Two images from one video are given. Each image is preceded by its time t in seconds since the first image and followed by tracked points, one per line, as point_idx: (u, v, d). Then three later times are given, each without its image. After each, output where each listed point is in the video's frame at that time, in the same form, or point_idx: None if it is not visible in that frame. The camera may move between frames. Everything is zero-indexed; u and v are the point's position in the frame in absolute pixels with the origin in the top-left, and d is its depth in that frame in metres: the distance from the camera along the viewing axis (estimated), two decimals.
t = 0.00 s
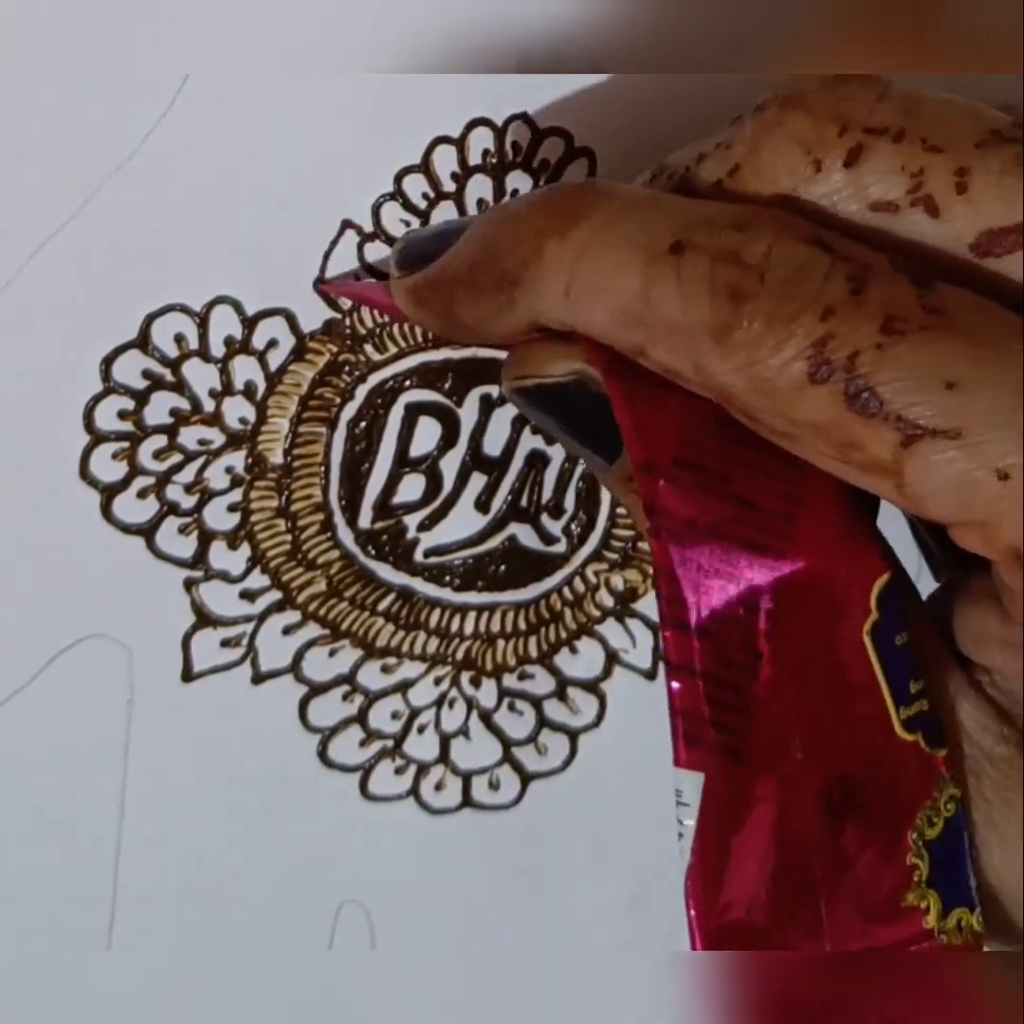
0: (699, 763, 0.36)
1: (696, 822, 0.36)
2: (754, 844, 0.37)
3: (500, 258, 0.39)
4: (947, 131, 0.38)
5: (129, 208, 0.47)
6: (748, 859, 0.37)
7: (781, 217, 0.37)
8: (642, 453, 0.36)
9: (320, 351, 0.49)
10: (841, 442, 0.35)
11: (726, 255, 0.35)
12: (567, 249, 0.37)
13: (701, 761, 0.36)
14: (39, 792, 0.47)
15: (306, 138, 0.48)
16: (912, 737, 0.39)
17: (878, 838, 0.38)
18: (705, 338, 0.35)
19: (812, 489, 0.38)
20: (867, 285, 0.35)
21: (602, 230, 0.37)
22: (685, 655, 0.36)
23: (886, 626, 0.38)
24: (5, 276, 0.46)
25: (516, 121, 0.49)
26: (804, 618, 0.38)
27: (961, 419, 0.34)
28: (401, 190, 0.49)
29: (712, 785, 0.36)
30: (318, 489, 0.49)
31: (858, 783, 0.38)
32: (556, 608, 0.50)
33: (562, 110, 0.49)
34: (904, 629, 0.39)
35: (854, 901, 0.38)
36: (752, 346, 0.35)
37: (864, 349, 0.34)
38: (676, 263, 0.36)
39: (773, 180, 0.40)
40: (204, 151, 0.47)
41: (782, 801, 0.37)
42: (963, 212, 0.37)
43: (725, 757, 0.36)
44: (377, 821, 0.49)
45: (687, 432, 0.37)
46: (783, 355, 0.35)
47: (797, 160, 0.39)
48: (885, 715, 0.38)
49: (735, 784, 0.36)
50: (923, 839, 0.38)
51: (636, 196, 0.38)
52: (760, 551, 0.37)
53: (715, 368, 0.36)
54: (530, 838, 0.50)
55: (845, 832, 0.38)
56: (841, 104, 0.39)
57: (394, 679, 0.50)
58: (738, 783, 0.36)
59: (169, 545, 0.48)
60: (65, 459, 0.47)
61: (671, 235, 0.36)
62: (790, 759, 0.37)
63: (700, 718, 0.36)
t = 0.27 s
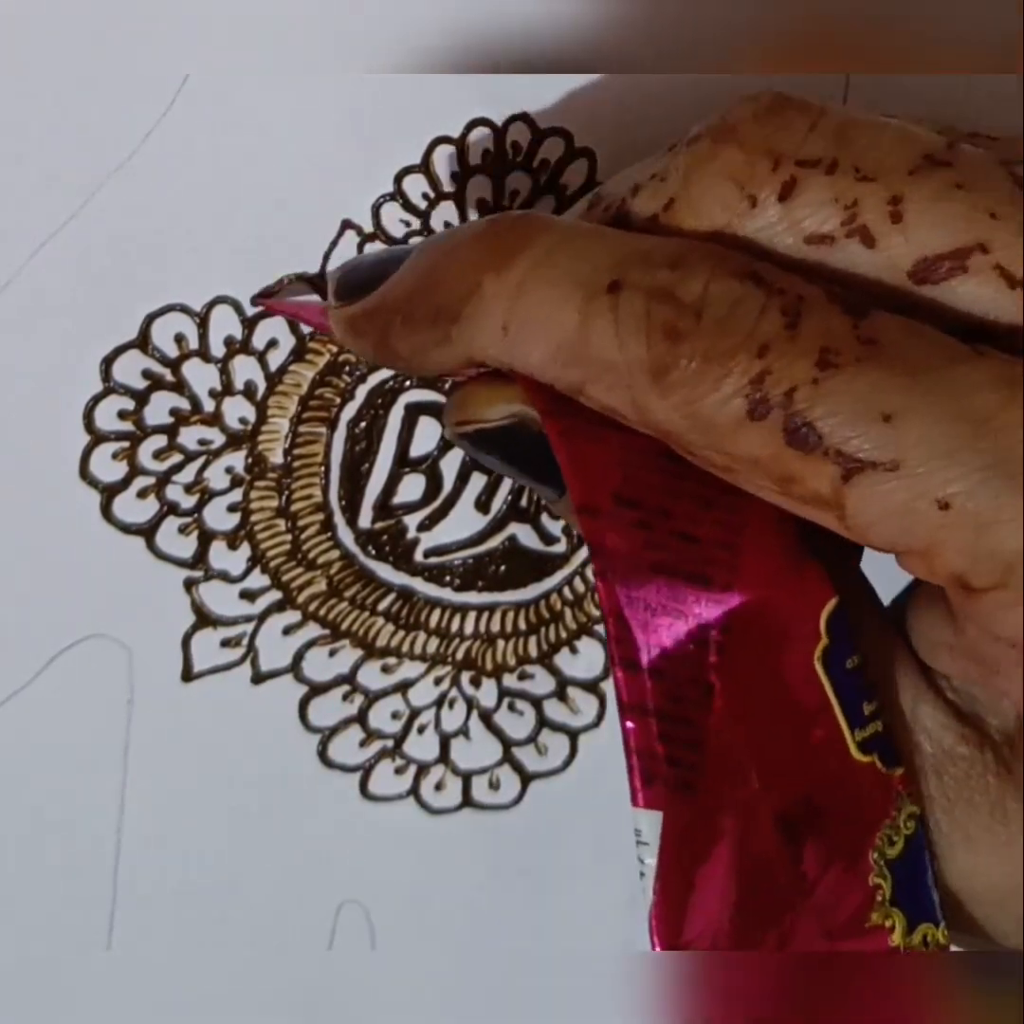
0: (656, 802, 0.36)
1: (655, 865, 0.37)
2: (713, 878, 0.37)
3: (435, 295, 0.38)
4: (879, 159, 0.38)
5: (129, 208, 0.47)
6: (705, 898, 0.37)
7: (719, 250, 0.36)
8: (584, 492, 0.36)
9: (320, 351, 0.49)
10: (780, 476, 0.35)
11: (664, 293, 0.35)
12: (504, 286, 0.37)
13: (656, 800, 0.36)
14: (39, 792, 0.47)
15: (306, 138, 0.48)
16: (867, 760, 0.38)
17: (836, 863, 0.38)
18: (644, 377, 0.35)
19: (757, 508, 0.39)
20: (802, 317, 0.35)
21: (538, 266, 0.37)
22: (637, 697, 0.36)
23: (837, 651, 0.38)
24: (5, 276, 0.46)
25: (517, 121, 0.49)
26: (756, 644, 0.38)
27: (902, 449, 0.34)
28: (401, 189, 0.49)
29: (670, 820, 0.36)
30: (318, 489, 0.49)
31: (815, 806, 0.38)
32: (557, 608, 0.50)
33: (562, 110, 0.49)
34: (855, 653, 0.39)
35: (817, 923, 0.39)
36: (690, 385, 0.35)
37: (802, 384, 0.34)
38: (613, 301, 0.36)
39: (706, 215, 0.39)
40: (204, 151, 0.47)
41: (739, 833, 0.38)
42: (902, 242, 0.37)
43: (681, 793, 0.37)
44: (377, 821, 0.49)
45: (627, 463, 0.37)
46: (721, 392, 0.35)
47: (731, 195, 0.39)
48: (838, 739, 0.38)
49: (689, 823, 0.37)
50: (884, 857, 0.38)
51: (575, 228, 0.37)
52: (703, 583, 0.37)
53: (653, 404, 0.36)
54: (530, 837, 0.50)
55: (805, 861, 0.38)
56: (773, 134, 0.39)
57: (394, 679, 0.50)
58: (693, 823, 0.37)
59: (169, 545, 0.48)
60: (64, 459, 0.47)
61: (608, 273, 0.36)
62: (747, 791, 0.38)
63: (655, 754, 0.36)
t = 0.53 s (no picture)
0: (685, 779, 0.38)
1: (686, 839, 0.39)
2: (744, 855, 0.39)
3: (479, 283, 0.40)
4: (925, 144, 0.38)
5: (129, 208, 0.47)
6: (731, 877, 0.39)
7: (761, 229, 0.37)
8: (627, 472, 0.38)
9: (320, 350, 0.49)
10: (825, 453, 0.36)
11: (709, 268, 0.36)
12: (550, 268, 0.38)
13: (689, 778, 0.38)
14: (40, 792, 0.47)
15: (307, 138, 0.48)
16: (903, 750, 0.40)
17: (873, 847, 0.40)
18: (690, 350, 0.36)
19: (792, 503, 0.40)
20: (847, 294, 0.36)
21: (583, 252, 0.38)
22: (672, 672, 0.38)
23: (875, 641, 0.39)
24: (5, 275, 0.46)
25: (517, 120, 0.49)
26: (805, 625, 0.39)
27: (942, 425, 0.34)
28: (401, 189, 0.48)
29: (701, 801, 0.38)
30: (318, 488, 0.49)
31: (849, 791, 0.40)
32: (557, 608, 0.50)
33: (562, 110, 0.49)
34: (893, 644, 0.40)
35: (850, 913, 0.40)
36: (733, 362, 0.36)
37: (848, 359, 0.35)
38: (658, 278, 0.37)
39: (753, 197, 0.39)
40: (204, 151, 0.47)
41: (781, 814, 0.39)
42: (943, 221, 0.37)
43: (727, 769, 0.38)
44: (377, 821, 0.49)
45: (686, 457, 0.39)
46: (764, 368, 0.36)
47: (776, 175, 0.39)
48: (873, 724, 0.39)
49: (726, 799, 0.38)
50: (914, 852, 0.40)
51: (623, 214, 0.38)
52: (746, 567, 0.39)
53: (701, 380, 0.36)
54: (531, 837, 0.50)
55: (834, 841, 0.40)
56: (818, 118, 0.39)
57: (394, 679, 0.50)
58: (732, 801, 0.38)
59: (169, 545, 0.48)
60: (64, 459, 0.47)
61: (650, 253, 0.37)
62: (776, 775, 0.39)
63: (687, 733, 0.38)
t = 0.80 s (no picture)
0: (678, 762, 0.36)
1: (677, 826, 0.37)
2: (734, 841, 0.37)
3: (467, 255, 0.39)
4: (920, 133, 0.37)
5: (129, 208, 0.47)
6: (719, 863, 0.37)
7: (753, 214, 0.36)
8: (615, 454, 0.37)
9: (320, 351, 0.48)
10: (815, 440, 0.35)
11: (703, 254, 0.35)
12: (539, 245, 0.37)
13: (680, 762, 0.36)
14: (40, 792, 0.47)
15: (306, 138, 0.48)
16: (888, 728, 0.39)
17: (856, 824, 0.39)
18: (678, 335, 0.35)
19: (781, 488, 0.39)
20: (840, 281, 0.35)
21: (574, 232, 0.37)
22: (662, 656, 0.37)
23: (860, 620, 0.38)
24: (5, 276, 0.46)
25: (516, 120, 0.49)
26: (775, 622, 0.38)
27: (932, 418, 0.33)
28: (401, 189, 0.48)
29: (693, 784, 0.36)
30: (318, 489, 0.49)
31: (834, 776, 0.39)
32: (557, 608, 0.50)
33: (562, 109, 0.49)
34: (879, 623, 0.39)
35: (834, 890, 0.39)
36: (726, 347, 0.35)
37: (838, 348, 0.34)
38: (652, 262, 0.35)
39: (745, 180, 0.39)
40: (203, 151, 0.47)
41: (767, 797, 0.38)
42: (938, 213, 0.36)
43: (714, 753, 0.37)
44: (378, 821, 0.49)
45: (665, 428, 0.38)
46: (756, 355, 0.35)
47: (770, 163, 0.38)
48: (861, 709, 0.39)
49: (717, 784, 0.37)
50: (900, 828, 0.39)
51: (614, 193, 0.37)
52: (737, 548, 0.38)
53: (690, 366, 0.36)
54: (531, 837, 0.50)
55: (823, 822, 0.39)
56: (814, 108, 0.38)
57: (394, 679, 0.50)
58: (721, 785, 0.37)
59: (169, 545, 0.48)
60: (64, 459, 0.47)
61: (645, 234, 0.36)
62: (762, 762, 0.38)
63: (677, 717, 0.36)
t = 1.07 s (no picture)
0: (700, 735, 0.36)
1: (698, 797, 0.36)
2: (751, 811, 0.36)
3: (502, 224, 0.39)
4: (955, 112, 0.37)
5: (129, 208, 0.47)
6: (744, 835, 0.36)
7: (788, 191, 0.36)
8: (640, 425, 0.37)
9: (320, 351, 0.48)
10: (842, 417, 0.35)
11: (734, 228, 0.35)
12: (572, 216, 0.37)
13: (703, 733, 0.36)
14: (40, 791, 0.47)
15: (306, 138, 0.48)
16: (908, 708, 0.38)
17: (874, 803, 0.37)
18: (709, 309, 0.35)
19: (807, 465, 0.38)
20: (873, 261, 0.34)
21: (601, 202, 0.37)
22: (687, 628, 0.36)
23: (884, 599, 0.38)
24: (5, 276, 0.46)
25: (516, 122, 0.49)
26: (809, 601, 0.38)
27: (964, 398, 0.33)
28: (401, 188, 0.48)
29: (716, 753, 0.36)
30: (318, 489, 0.49)
31: (855, 752, 0.38)
32: (557, 608, 0.50)
33: (561, 110, 0.49)
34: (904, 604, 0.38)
35: (846, 867, 0.38)
36: (756, 322, 0.35)
37: (870, 326, 0.34)
38: (685, 235, 0.35)
39: (780, 157, 0.39)
40: (203, 151, 0.47)
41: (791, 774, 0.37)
42: (972, 195, 0.36)
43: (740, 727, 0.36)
44: (377, 821, 0.49)
45: (690, 399, 0.38)
46: (787, 331, 0.34)
47: (806, 139, 0.39)
48: (881, 687, 0.37)
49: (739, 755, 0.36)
50: (918, 808, 0.38)
51: (647, 166, 0.37)
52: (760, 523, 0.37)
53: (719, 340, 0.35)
54: (530, 837, 0.50)
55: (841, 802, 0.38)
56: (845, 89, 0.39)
57: (394, 679, 0.50)
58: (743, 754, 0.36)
59: (169, 545, 0.48)
60: (64, 459, 0.47)
61: (678, 208, 0.36)
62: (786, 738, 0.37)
63: (701, 691, 0.36)
